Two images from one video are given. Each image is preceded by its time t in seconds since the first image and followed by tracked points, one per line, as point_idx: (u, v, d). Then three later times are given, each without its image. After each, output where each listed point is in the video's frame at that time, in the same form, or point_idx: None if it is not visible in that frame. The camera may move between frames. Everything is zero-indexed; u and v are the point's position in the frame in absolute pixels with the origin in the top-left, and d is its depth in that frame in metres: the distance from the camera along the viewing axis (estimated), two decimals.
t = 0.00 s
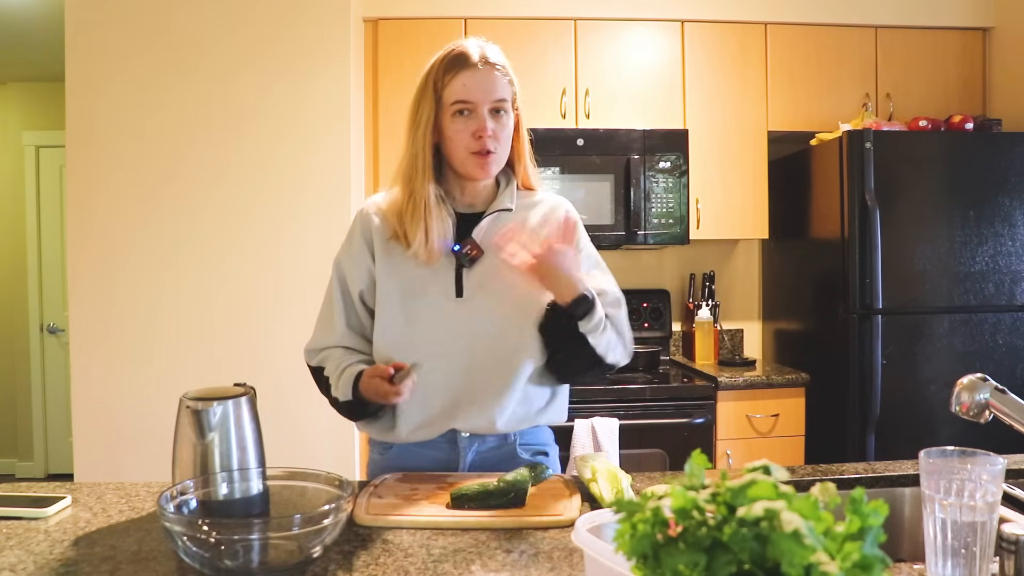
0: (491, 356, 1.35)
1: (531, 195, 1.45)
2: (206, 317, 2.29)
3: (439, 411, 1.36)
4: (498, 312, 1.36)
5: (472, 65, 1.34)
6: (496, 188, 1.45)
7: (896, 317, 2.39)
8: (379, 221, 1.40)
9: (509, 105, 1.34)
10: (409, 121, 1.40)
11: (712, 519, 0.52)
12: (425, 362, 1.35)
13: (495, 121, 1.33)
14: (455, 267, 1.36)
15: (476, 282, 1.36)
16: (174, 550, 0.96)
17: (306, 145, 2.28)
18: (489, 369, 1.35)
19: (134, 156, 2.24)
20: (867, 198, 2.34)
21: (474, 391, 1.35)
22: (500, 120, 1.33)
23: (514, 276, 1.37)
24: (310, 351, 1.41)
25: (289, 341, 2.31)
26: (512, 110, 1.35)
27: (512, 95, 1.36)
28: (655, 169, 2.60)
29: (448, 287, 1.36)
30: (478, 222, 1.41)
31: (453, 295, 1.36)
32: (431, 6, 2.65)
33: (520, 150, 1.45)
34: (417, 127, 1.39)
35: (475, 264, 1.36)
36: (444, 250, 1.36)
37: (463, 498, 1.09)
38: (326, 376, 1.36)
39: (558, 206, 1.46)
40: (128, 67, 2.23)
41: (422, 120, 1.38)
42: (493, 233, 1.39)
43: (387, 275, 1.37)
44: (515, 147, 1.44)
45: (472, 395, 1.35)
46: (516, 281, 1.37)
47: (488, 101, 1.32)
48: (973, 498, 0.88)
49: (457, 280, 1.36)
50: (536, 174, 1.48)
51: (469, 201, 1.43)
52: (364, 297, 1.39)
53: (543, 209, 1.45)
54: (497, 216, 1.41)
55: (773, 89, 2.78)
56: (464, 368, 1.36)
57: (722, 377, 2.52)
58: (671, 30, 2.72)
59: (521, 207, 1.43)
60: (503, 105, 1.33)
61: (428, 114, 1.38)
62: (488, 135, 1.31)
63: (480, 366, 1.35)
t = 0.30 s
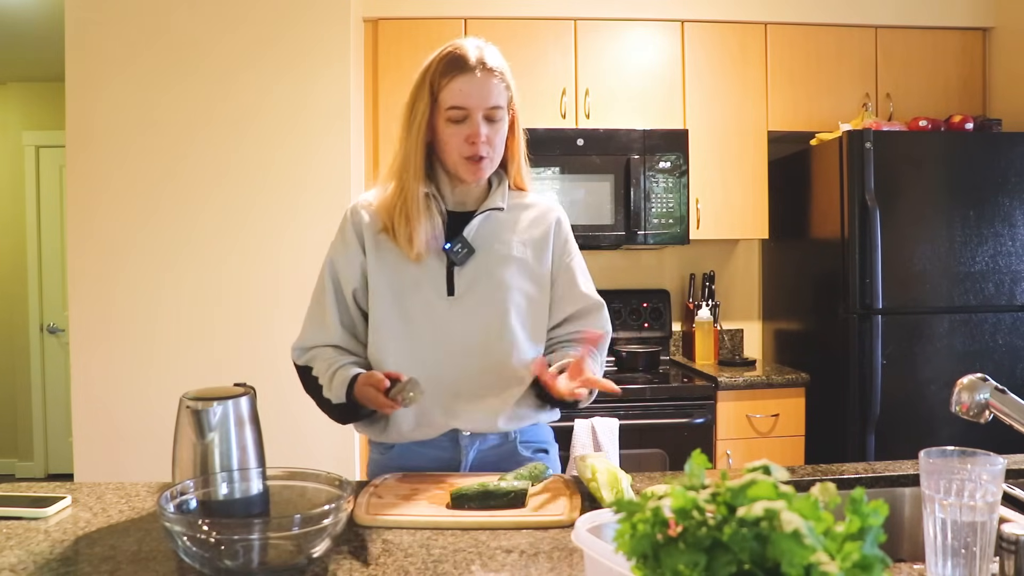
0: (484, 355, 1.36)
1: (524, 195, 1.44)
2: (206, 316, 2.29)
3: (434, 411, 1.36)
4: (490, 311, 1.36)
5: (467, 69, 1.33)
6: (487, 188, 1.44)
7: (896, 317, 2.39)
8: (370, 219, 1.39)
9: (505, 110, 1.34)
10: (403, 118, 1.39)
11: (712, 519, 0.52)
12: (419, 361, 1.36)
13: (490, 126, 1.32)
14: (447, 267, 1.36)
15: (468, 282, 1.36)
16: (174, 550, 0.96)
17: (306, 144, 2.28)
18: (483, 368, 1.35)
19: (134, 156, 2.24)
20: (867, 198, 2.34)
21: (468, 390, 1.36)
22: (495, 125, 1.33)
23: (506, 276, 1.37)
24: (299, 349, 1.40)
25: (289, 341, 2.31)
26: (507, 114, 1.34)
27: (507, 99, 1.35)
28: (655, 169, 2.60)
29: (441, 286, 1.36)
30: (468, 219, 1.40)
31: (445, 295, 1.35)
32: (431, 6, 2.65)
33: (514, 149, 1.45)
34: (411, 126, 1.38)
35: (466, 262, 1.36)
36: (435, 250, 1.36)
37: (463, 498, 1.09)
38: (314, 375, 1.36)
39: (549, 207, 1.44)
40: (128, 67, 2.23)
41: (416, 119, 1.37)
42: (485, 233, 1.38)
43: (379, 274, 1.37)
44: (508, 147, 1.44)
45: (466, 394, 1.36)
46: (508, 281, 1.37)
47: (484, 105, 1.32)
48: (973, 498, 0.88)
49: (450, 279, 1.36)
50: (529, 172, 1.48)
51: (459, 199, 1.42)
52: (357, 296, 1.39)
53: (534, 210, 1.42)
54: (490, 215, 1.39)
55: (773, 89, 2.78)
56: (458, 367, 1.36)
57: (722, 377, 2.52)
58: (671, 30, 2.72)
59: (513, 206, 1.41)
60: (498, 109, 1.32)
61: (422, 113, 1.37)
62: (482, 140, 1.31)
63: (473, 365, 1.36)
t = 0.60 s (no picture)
0: (480, 357, 1.34)
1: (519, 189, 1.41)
2: (206, 317, 2.29)
3: (432, 412, 1.36)
4: (484, 313, 1.34)
5: (442, 65, 1.32)
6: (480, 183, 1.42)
7: (896, 317, 2.39)
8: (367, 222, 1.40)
9: (483, 105, 1.32)
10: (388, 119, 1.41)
11: (712, 519, 0.52)
12: (416, 363, 1.36)
13: (466, 122, 1.31)
14: (441, 269, 1.35)
15: (462, 283, 1.35)
16: (174, 550, 0.96)
17: (306, 144, 2.28)
18: (479, 370, 1.34)
19: (134, 156, 2.24)
20: (866, 198, 2.34)
21: (465, 392, 1.35)
22: (471, 121, 1.32)
23: (500, 277, 1.35)
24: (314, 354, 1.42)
25: (289, 341, 2.31)
26: (486, 109, 1.33)
27: (485, 93, 1.33)
28: (655, 169, 2.60)
29: (434, 288, 1.35)
30: (457, 222, 1.39)
31: (440, 297, 1.35)
32: (431, 6, 2.65)
33: (502, 143, 1.42)
34: (396, 129, 1.40)
35: (460, 264, 1.35)
36: (428, 251, 1.36)
37: (463, 498, 1.09)
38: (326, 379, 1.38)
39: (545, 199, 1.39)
40: (128, 66, 2.23)
41: (399, 119, 1.39)
42: (477, 232, 1.37)
43: (376, 277, 1.37)
44: (497, 142, 1.42)
45: (464, 396, 1.35)
46: (502, 281, 1.35)
47: (458, 101, 1.30)
48: (973, 498, 0.88)
49: (444, 281, 1.35)
50: (522, 166, 1.46)
51: (454, 200, 1.42)
52: (358, 299, 1.40)
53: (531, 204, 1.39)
54: (480, 213, 1.37)
55: (773, 89, 2.78)
56: (453, 369, 1.35)
57: (722, 377, 2.52)
58: (671, 30, 2.72)
59: (505, 201, 1.39)
60: (474, 104, 1.31)
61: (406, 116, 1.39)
62: (457, 136, 1.30)
63: (470, 367, 1.35)
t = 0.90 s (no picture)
0: (474, 357, 1.34)
1: (515, 184, 1.39)
2: (206, 317, 2.29)
3: (430, 411, 1.37)
4: (477, 312, 1.34)
5: (427, 65, 1.32)
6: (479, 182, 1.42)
7: (896, 317, 2.39)
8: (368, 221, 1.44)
9: (467, 104, 1.31)
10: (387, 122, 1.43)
11: (712, 519, 0.52)
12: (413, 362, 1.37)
13: (451, 123, 1.31)
14: (435, 269, 1.36)
15: (454, 283, 1.34)
16: (174, 550, 0.96)
17: (305, 144, 2.28)
18: (474, 369, 1.34)
19: (134, 156, 2.24)
20: (866, 198, 2.34)
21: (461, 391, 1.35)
22: (456, 121, 1.31)
23: (492, 276, 1.34)
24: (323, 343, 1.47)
25: (289, 341, 2.31)
26: (472, 109, 1.31)
27: (471, 93, 1.31)
28: (655, 169, 2.60)
29: (428, 288, 1.36)
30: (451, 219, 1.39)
31: (433, 297, 1.35)
32: (431, 6, 2.65)
33: (497, 142, 1.40)
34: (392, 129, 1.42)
35: (452, 264, 1.35)
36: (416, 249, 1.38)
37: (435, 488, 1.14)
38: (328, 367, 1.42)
39: (536, 193, 1.37)
40: (128, 66, 2.23)
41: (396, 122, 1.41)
42: (471, 231, 1.36)
43: (376, 275, 1.40)
44: (493, 140, 1.40)
45: (459, 395, 1.35)
46: (495, 281, 1.34)
47: (442, 102, 1.30)
48: (973, 498, 0.88)
49: (437, 281, 1.35)
50: (523, 162, 1.43)
51: (452, 198, 1.42)
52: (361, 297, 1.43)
53: (525, 200, 1.37)
54: (472, 212, 1.37)
55: (773, 89, 2.78)
56: (444, 370, 1.35)
57: (722, 377, 2.52)
58: (671, 30, 2.72)
59: (499, 198, 1.38)
60: (458, 104, 1.30)
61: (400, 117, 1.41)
62: (440, 137, 1.30)
63: (464, 367, 1.34)
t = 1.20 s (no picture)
0: (473, 358, 1.34)
1: (525, 188, 1.40)
2: (206, 317, 2.29)
3: (422, 405, 1.37)
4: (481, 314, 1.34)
5: (435, 64, 1.31)
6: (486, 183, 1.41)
7: (896, 317, 2.39)
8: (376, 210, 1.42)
9: (475, 106, 1.30)
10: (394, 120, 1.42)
11: (712, 519, 0.52)
12: (412, 358, 1.38)
13: (457, 124, 1.30)
14: (440, 269, 1.35)
15: (459, 284, 1.34)
16: (174, 550, 0.96)
17: (305, 144, 2.28)
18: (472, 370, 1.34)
19: (134, 156, 2.24)
20: (866, 198, 2.34)
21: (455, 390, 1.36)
22: (463, 122, 1.31)
23: (498, 280, 1.34)
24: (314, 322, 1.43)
25: (289, 341, 2.31)
26: (479, 111, 1.31)
27: (479, 95, 1.31)
28: (655, 169, 2.60)
29: (432, 288, 1.35)
30: (463, 218, 1.38)
31: (437, 296, 1.35)
32: (431, 6, 2.65)
33: (507, 143, 1.40)
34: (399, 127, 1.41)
35: (459, 265, 1.34)
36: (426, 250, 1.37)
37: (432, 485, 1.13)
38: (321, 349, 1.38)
39: (549, 203, 1.38)
40: (127, 66, 2.23)
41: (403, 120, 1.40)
42: (480, 234, 1.36)
43: (383, 268, 1.39)
44: (501, 142, 1.40)
45: (454, 395, 1.36)
46: (501, 286, 1.34)
47: (449, 103, 1.30)
48: (973, 498, 0.88)
49: (442, 281, 1.35)
50: (530, 164, 1.43)
51: (458, 198, 1.41)
52: (365, 285, 1.40)
53: (537, 208, 1.38)
54: (483, 215, 1.37)
55: (773, 89, 2.78)
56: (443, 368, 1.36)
57: (722, 377, 2.52)
58: (671, 30, 2.72)
59: (511, 202, 1.39)
60: (466, 107, 1.30)
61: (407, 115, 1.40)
62: (447, 139, 1.30)
63: (462, 367, 1.35)
